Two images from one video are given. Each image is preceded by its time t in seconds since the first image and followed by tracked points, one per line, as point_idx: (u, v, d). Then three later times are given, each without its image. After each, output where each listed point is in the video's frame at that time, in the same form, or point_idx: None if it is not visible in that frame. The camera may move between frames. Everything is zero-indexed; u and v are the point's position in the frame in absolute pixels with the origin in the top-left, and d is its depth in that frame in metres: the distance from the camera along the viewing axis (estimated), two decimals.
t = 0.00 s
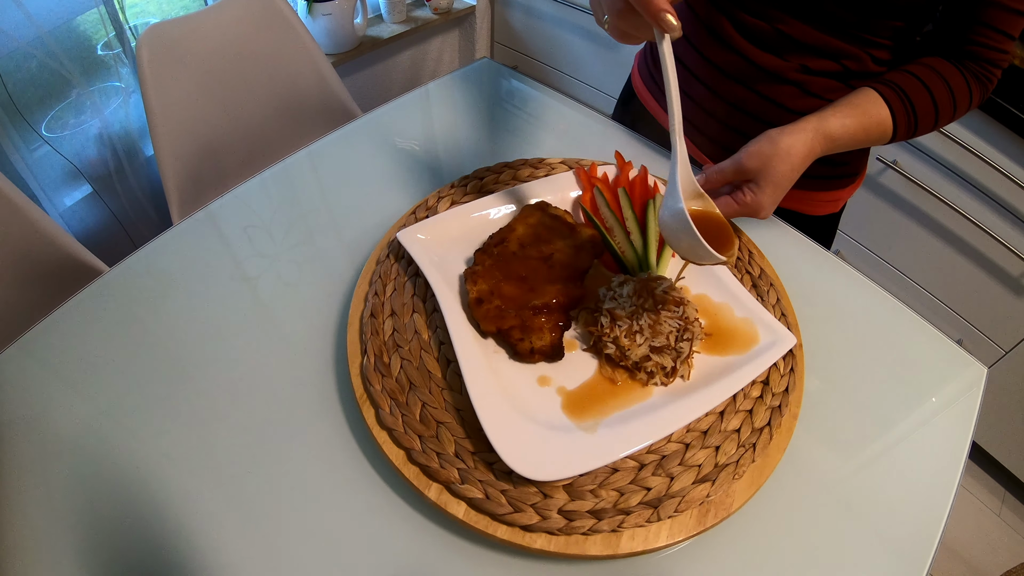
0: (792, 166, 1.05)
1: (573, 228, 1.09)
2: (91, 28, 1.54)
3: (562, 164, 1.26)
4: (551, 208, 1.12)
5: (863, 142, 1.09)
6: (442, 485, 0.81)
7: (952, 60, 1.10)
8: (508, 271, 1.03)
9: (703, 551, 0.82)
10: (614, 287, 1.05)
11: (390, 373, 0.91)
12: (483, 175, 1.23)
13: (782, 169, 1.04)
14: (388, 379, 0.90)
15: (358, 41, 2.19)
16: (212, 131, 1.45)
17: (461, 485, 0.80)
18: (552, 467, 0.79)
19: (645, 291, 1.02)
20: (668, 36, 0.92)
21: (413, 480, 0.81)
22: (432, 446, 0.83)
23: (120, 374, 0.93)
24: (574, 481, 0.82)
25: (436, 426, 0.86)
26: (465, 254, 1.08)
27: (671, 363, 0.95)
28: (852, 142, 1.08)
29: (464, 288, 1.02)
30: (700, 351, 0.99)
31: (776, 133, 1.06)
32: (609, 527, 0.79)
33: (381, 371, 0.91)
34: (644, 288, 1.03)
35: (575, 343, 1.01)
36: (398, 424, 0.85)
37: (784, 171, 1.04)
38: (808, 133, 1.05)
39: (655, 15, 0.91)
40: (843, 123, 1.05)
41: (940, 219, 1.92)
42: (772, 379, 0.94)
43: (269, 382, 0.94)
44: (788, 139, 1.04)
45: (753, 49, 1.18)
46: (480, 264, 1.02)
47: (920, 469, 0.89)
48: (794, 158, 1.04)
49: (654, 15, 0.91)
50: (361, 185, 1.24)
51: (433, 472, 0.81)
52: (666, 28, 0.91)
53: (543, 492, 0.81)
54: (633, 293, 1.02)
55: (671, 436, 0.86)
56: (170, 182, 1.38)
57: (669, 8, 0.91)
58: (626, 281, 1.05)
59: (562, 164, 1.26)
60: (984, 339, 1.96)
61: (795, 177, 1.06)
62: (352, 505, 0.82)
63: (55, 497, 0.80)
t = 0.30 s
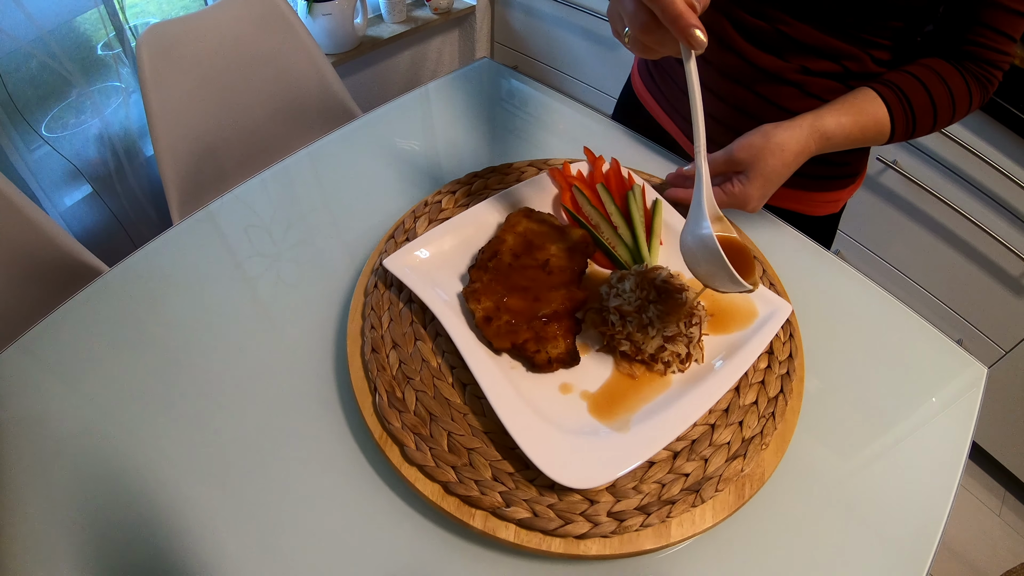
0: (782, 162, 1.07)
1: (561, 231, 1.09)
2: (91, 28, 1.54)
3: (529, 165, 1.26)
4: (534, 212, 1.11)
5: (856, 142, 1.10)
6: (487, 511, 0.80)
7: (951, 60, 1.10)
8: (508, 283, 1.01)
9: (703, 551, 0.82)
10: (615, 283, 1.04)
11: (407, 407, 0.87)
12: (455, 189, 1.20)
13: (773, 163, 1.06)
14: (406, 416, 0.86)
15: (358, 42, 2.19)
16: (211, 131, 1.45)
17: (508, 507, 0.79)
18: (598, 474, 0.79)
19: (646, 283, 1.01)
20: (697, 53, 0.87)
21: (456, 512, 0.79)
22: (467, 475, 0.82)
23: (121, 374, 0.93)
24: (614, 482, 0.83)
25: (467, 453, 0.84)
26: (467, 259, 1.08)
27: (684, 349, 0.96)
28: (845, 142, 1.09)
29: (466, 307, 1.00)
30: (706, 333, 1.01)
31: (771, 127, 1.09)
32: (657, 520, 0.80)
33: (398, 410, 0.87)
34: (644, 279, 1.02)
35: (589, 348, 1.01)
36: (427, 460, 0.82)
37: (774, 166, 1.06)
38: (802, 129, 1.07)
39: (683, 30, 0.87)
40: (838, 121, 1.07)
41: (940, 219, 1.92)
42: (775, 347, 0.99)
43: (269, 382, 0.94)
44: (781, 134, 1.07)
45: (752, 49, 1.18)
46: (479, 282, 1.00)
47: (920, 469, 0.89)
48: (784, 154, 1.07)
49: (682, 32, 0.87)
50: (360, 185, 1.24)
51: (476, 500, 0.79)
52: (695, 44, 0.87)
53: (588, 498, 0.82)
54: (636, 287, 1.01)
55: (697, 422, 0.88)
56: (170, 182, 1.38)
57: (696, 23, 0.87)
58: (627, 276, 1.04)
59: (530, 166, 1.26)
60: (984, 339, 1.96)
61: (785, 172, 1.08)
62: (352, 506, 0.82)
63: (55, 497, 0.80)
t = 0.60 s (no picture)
0: (816, 179, 1.05)
1: (557, 232, 1.09)
2: (91, 28, 1.54)
3: (514, 168, 1.26)
4: (527, 216, 1.10)
5: (885, 151, 1.09)
6: (510, 520, 0.79)
7: (962, 64, 1.10)
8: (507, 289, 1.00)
9: (704, 551, 0.82)
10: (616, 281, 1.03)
11: (416, 424, 0.86)
12: (442, 197, 1.19)
13: (806, 181, 1.04)
14: (418, 431, 0.85)
15: (358, 42, 2.19)
16: (212, 131, 1.45)
17: (530, 514, 0.79)
18: (612, 474, 0.79)
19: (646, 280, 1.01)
20: (671, 59, 0.87)
21: (480, 526, 0.79)
22: (489, 489, 0.81)
23: (120, 374, 0.93)
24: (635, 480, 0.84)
25: (483, 464, 0.84)
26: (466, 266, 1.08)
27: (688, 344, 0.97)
28: (874, 153, 1.08)
29: (467, 315, 0.99)
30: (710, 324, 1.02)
31: (800, 146, 1.06)
32: (679, 513, 0.80)
33: (411, 426, 0.85)
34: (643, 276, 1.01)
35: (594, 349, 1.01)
36: (446, 475, 0.81)
37: (807, 184, 1.04)
38: (833, 146, 1.04)
39: (665, 27, 0.87)
40: (867, 134, 1.05)
41: (940, 219, 1.92)
42: (774, 333, 1.01)
43: (268, 382, 0.94)
44: (812, 152, 1.04)
45: (751, 50, 1.18)
46: (479, 290, 0.99)
47: (921, 470, 0.89)
48: (817, 171, 1.04)
49: (664, 29, 0.87)
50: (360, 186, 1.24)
51: (498, 511, 0.79)
52: (676, 42, 0.87)
53: (609, 497, 0.82)
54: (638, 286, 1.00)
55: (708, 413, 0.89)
56: (170, 183, 1.38)
57: (678, 20, 0.86)
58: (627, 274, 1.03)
59: (515, 169, 1.26)
60: (984, 339, 1.96)
61: (818, 188, 1.06)
62: (351, 506, 0.82)
63: (55, 497, 0.80)
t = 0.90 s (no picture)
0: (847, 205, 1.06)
1: (557, 233, 1.09)
2: (92, 28, 1.54)
3: (512, 168, 1.26)
4: (526, 216, 1.10)
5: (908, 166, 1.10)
6: (511, 520, 0.79)
7: (966, 67, 1.10)
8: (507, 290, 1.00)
9: (702, 550, 0.82)
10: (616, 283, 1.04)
11: (417, 424, 0.86)
12: (441, 197, 1.19)
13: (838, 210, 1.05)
14: (419, 432, 0.85)
15: (358, 42, 2.19)
16: (212, 131, 1.45)
17: (531, 514, 0.79)
18: (611, 474, 0.79)
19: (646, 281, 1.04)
20: (628, 56, 0.84)
21: (480, 526, 0.79)
22: (490, 489, 0.81)
23: (120, 374, 0.93)
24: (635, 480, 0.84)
25: (484, 464, 0.84)
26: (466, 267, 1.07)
27: (686, 344, 0.96)
28: (899, 170, 1.09)
29: (467, 316, 0.99)
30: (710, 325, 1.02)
31: (828, 177, 1.07)
32: (679, 513, 0.80)
33: (412, 427, 0.85)
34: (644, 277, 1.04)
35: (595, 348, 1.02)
36: (447, 475, 0.81)
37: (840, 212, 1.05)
38: (861, 171, 1.06)
39: (621, 20, 0.85)
40: (893, 154, 1.06)
41: (940, 219, 1.92)
42: (774, 333, 1.01)
43: (268, 382, 0.94)
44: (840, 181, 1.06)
45: (751, 51, 1.18)
46: (479, 290, 0.98)
47: (921, 470, 0.89)
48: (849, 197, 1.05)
49: (620, 20, 0.85)
50: (360, 186, 1.24)
51: (499, 511, 0.79)
52: (631, 34, 0.85)
53: (610, 497, 0.82)
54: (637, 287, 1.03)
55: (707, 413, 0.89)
56: (170, 183, 1.38)
57: (635, 12, 0.85)
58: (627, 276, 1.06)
59: (514, 169, 1.26)
60: (984, 339, 1.96)
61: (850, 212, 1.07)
62: (351, 506, 0.82)
63: (54, 498, 0.80)
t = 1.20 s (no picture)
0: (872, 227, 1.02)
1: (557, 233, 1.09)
2: (92, 28, 1.54)
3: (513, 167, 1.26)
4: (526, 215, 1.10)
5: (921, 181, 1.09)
6: (511, 520, 0.79)
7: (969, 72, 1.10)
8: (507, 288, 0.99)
9: (701, 550, 0.82)
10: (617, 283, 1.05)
11: (418, 424, 0.86)
12: (441, 197, 1.19)
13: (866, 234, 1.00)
14: (419, 432, 0.85)
15: (358, 42, 2.19)
16: (212, 131, 1.45)
17: (531, 514, 0.79)
18: (612, 474, 0.79)
19: (646, 282, 1.05)
20: (583, 19, 0.81)
21: (479, 526, 0.79)
22: (490, 489, 0.81)
23: (120, 374, 0.93)
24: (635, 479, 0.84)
25: (484, 464, 0.84)
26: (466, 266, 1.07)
27: (686, 344, 0.96)
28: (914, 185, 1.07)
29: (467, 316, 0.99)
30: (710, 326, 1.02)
31: (847, 202, 1.03)
32: (679, 513, 0.80)
33: (412, 427, 0.85)
34: (643, 279, 1.05)
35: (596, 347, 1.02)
36: (447, 476, 0.81)
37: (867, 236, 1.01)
38: (880, 190, 1.03)
39: None
40: (906, 169, 1.04)
41: (940, 219, 1.92)
42: (774, 333, 1.02)
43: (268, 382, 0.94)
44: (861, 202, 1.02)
45: (751, 50, 1.18)
46: (480, 290, 0.98)
47: (921, 469, 0.89)
48: (874, 219, 1.01)
49: None
50: (360, 186, 1.24)
51: (499, 512, 0.79)
52: None
53: (610, 498, 0.82)
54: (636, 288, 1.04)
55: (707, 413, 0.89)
56: (170, 183, 1.38)
57: None
58: (627, 275, 1.06)
59: (514, 168, 1.26)
60: (984, 339, 1.96)
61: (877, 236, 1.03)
62: (350, 506, 0.82)
63: (54, 497, 0.80)
